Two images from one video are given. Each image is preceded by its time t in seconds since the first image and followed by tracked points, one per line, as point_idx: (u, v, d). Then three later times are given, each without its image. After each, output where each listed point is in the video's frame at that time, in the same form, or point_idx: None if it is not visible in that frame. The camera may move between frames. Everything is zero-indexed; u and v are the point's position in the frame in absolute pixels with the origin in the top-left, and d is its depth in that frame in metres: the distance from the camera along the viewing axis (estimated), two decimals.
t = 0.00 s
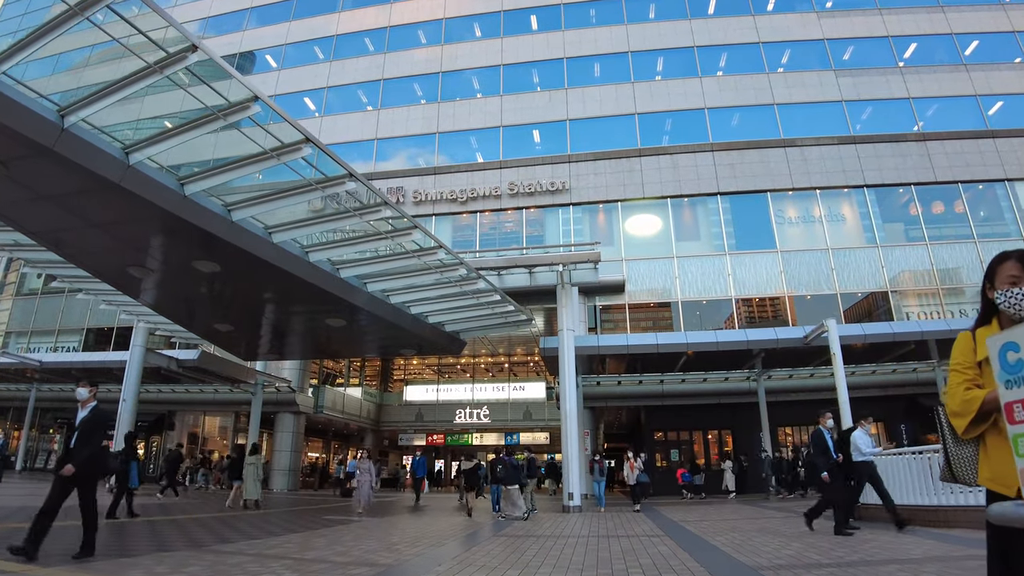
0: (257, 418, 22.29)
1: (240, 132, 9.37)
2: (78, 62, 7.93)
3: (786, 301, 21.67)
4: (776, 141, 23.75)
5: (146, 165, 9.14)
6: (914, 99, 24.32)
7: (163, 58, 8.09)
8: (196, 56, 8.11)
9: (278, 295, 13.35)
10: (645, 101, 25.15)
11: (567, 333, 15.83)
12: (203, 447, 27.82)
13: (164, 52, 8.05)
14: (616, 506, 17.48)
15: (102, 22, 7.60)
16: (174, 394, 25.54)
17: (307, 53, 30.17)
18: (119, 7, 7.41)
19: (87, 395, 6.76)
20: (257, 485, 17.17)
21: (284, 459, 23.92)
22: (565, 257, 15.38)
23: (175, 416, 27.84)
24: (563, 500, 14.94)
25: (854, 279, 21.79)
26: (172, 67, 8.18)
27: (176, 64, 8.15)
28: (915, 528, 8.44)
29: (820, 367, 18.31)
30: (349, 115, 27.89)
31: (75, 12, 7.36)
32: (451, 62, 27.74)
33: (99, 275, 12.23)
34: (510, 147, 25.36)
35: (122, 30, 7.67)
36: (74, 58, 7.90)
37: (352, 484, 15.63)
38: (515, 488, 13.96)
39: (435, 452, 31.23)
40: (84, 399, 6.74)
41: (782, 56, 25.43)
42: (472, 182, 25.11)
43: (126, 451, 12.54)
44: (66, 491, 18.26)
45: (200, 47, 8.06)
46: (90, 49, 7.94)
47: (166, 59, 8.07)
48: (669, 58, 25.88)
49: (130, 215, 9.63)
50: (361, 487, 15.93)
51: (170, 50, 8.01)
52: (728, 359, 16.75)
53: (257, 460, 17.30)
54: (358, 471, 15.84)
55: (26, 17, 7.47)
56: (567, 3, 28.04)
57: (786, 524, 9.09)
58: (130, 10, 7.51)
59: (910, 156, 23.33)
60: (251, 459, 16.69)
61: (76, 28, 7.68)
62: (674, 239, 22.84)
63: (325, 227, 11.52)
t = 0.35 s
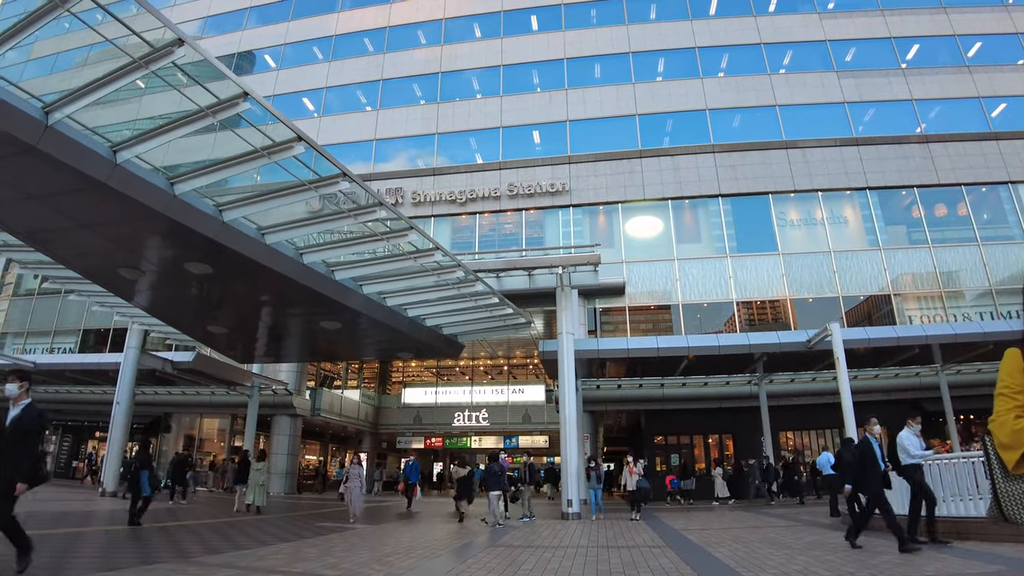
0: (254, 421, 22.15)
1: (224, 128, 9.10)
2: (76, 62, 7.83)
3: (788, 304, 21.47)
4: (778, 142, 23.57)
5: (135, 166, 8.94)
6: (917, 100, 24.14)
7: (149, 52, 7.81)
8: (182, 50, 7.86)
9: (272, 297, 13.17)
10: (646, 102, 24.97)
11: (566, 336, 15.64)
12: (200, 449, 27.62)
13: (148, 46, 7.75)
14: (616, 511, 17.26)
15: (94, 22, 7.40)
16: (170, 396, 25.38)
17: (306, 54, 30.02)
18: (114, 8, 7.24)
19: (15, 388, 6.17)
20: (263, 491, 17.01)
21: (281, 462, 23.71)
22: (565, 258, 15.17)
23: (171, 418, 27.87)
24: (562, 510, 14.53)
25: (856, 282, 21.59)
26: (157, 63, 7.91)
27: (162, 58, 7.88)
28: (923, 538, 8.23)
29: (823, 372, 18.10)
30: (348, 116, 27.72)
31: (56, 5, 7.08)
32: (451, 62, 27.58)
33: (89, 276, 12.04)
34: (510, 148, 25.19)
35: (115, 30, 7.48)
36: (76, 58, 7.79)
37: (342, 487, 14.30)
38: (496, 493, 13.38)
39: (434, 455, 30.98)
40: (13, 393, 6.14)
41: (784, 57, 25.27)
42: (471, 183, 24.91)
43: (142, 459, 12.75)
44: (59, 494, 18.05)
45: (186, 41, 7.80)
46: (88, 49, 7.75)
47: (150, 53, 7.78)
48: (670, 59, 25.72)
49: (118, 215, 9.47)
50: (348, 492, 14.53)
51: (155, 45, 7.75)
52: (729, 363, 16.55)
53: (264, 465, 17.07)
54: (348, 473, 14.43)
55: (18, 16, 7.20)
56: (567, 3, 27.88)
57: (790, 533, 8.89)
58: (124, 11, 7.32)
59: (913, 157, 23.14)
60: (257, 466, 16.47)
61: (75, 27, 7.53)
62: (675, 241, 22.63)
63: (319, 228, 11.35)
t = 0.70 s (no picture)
0: (245, 426, 21.94)
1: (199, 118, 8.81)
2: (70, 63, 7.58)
3: (783, 307, 21.35)
4: (773, 145, 23.49)
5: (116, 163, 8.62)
6: (912, 103, 24.14)
7: (126, 43, 7.46)
8: (160, 41, 7.52)
9: (260, 298, 12.93)
10: (640, 104, 24.87)
11: (560, 339, 15.40)
12: (190, 453, 27.28)
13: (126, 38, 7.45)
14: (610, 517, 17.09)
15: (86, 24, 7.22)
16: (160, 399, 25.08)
17: (299, 54, 29.83)
18: (105, 10, 7.01)
19: None
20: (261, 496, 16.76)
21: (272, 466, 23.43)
22: (559, 259, 14.86)
23: (161, 421, 27.70)
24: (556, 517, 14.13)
25: (851, 284, 21.51)
26: (136, 54, 7.55)
27: (139, 49, 7.52)
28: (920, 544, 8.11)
29: (819, 374, 17.96)
30: (341, 117, 27.52)
31: None
32: (445, 64, 27.44)
33: (70, 276, 11.73)
34: (504, 149, 25.03)
35: (106, 32, 7.33)
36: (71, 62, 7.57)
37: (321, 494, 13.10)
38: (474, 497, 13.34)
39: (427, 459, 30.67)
40: None
41: (779, 59, 25.23)
42: (465, 185, 24.72)
43: (150, 466, 12.44)
44: (46, 500, 17.77)
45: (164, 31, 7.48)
46: (80, 50, 7.51)
47: (127, 44, 7.44)
48: (665, 60, 25.64)
49: (99, 214, 9.20)
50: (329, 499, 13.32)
51: (132, 36, 7.40)
52: (724, 366, 16.40)
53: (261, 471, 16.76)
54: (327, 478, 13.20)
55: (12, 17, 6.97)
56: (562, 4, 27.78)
57: (787, 540, 8.71)
58: (116, 12, 7.10)
59: (907, 160, 23.11)
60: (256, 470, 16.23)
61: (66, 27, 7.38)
62: (670, 244, 22.49)
63: (306, 228, 11.14)
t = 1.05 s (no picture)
0: (239, 426, 21.87)
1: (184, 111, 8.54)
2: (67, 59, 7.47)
3: (784, 308, 21.16)
4: (774, 144, 23.32)
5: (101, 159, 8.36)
6: (913, 102, 23.99)
7: (108, 33, 7.12)
8: (144, 31, 7.13)
9: (254, 299, 12.73)
10: (640, 103, 24.69)
11: (559, 340, 15.14)
12: (186, 455, 27.04)
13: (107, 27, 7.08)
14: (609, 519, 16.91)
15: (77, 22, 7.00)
16: (156, 400, 24.84)
17: (296, 52, 29.62)
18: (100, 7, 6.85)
19: None
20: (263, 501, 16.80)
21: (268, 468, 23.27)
22: (558, 260, 14.53)
23: (157, 422, 27.44)
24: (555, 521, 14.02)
25: (853, 285, 21.33)
26: (118, 45, 7.22)
27: (122, 40, 7.19)
28: (929, 553, 7.93)
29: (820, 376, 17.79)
30: (338, 115, 27.32)
31: None
32: (443, 62, 27.25)
33: (58, 275, 11.50)
34: (502, 148, 24.83)
35: (101, 31, 7.12)
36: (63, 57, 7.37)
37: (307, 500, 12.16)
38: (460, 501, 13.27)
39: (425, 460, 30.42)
40: None
41: (779, 58, 25.06)
42: (463, 184, 24.51)
43: (163, 470, 12.34)
44: (39, 503, 17.55)
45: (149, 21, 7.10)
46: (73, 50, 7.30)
47: (110, 34, 7.10)
48: (665, 59, 25.46)
49: (86, 212, 8.95)
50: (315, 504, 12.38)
51: (114, 25, 7.03)
52: (726, 368, 16.22)
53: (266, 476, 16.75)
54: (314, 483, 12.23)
55: (5, 17, 6.84)
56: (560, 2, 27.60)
57: (795, 549, 8.47)
58: (111, 10, 6.95)
59: (909, 159, 22.94)
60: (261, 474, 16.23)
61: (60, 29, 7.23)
62: (670, 244, 22.31)
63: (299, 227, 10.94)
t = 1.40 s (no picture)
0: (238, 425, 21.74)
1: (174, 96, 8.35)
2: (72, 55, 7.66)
3: (789, 307, 20.86)
4: (779, 141, 23.02)
5: (84, 148, 8.09)
6: (920, 99, 23.67)
7: (89, 14, 6.89)
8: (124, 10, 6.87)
9: (249, 296, 12.45)
10: (643, 100, 24.39)
11: (561, 339, 14.81)
12: (184, 454, 26.84)
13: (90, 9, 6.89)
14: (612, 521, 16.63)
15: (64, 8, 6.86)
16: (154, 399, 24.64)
17: (296, 49, 29.36)
18: None
19: None
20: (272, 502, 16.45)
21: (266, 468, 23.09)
22: (561, 256, 14.20)
23: (154, 421, 27.20)
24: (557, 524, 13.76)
25: (859, 283, 21.04)
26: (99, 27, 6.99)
27: (103, 19, 6.93)
28: (945, 560, 7.67)
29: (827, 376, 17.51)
30: (338, 112, 27.07)
31: None
32: (444, 58, 26.97)
33: (48, 273, 11.24)
34: (504, 145, 24.54)
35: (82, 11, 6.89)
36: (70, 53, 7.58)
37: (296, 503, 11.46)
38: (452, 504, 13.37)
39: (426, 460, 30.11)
40: None
41: (784, 54, 24.74)
42: (464, 181, 24.22)
43: (174, 474, 12.56)
44: (34, 503, 17.33)
45: None
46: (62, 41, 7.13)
47: (90, 15, 6.87)
48: (668, 56, 25.16)
49: (71, 205, 8.67)
50: (303, 507, 11.69)
51: (95, 5, 6.84)
52: (732, 368, 15.94)
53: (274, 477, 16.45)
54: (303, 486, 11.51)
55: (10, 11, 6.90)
56: None
57: (806, 555, 8.21)
58: None
59: (916, 157, 22.62)
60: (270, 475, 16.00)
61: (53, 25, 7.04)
62: (674, 242, 22.02)
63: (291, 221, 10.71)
